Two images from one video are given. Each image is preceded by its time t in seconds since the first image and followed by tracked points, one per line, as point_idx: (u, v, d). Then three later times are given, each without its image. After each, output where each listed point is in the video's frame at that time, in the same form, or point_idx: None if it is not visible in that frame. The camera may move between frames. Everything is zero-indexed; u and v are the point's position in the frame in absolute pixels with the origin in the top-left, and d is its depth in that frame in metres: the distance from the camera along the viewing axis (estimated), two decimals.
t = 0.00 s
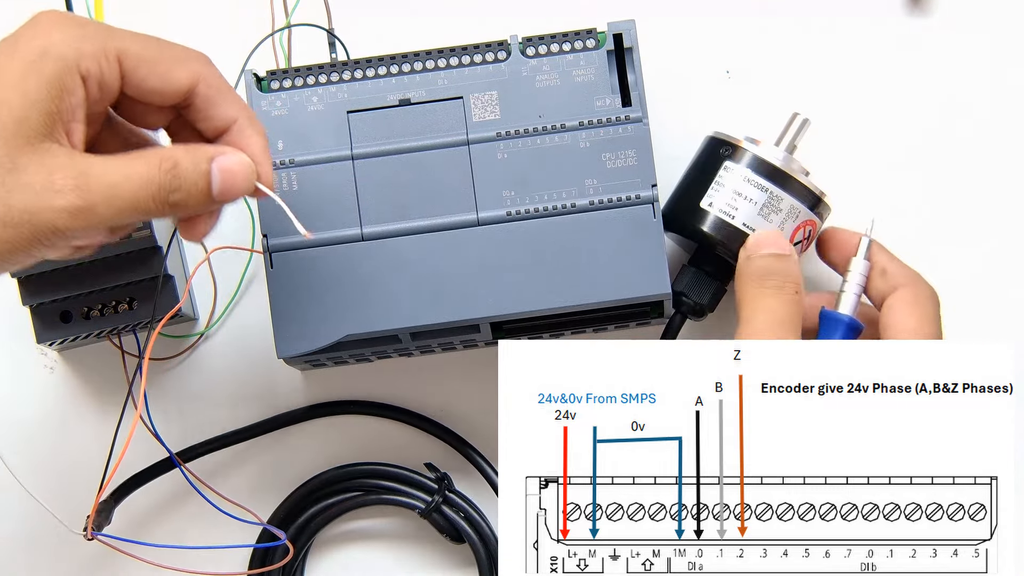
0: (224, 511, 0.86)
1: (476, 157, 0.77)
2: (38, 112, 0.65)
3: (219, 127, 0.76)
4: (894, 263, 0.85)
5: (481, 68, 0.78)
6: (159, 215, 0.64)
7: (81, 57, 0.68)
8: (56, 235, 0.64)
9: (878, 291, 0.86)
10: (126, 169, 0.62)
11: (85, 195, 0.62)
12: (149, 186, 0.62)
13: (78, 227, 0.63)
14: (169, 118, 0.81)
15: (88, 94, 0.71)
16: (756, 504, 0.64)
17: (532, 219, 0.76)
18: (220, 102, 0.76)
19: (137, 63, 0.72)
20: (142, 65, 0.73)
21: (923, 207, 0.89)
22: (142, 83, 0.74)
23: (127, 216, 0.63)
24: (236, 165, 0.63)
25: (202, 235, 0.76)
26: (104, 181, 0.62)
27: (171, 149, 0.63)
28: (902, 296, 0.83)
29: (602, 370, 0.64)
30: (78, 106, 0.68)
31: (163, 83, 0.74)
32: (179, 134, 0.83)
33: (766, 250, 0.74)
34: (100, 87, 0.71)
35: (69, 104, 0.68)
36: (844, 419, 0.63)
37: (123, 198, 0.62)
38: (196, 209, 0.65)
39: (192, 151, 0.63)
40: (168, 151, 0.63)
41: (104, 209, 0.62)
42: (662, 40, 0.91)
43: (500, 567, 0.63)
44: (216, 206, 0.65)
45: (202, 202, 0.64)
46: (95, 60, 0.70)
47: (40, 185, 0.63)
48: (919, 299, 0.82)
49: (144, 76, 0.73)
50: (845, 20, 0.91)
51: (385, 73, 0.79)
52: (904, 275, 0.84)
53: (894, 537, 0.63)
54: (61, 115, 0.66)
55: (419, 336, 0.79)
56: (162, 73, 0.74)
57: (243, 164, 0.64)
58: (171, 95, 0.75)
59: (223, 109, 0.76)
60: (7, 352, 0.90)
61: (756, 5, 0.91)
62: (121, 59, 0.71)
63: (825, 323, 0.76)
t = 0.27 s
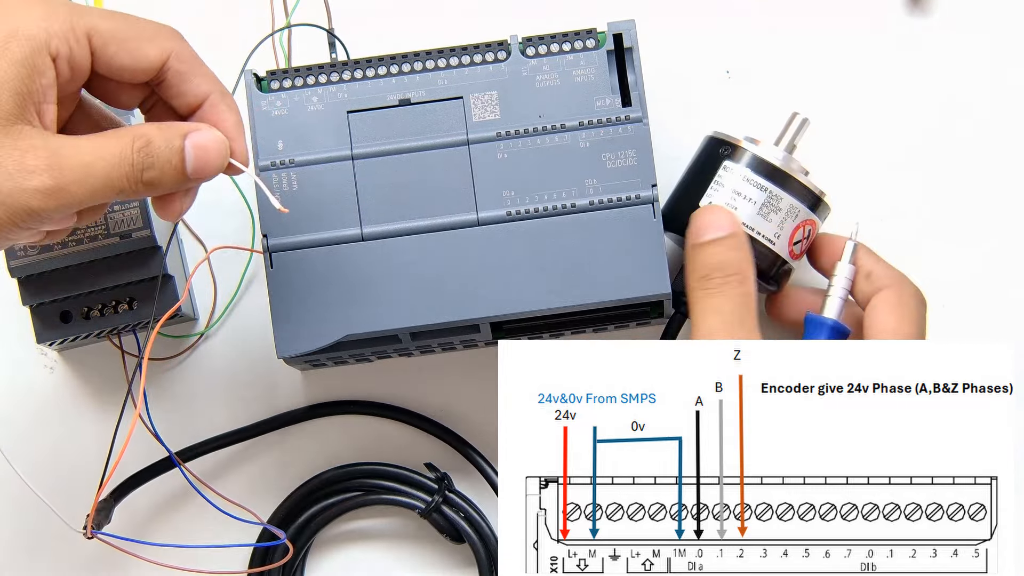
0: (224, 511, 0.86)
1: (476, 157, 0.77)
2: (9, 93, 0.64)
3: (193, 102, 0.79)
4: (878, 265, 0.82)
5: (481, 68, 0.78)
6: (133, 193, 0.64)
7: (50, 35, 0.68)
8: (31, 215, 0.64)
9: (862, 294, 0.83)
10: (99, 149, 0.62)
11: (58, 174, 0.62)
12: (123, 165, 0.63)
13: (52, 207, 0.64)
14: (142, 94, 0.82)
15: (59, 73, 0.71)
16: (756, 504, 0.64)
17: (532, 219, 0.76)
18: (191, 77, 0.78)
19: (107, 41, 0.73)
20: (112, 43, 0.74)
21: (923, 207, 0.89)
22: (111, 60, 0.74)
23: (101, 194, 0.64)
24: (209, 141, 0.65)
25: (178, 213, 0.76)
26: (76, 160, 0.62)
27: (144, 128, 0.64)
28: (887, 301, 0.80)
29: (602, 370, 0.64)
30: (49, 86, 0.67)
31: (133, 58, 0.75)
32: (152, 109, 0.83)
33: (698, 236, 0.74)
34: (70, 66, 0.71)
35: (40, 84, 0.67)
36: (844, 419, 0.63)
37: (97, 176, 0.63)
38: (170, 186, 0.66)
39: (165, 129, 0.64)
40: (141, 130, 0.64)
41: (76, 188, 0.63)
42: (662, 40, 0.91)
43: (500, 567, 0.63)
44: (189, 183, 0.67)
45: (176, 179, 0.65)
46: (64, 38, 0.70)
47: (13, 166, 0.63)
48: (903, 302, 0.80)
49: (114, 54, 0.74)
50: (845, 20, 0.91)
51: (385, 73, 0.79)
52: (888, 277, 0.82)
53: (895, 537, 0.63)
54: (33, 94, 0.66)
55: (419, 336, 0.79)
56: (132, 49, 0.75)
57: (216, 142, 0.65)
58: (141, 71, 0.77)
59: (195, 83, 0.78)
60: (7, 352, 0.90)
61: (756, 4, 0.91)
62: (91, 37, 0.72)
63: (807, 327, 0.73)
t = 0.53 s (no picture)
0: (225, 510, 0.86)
1: (474, 158, 0.77)
2: (11, 105, 0.65)
3: (194, 115, 0.78)
4: (871, 218, 0.82)
5: (480, 69, 0.78)
6: (135, 206, 0.65)
7: (52, 47, 0.69)
8: (33, 226, 0.65)
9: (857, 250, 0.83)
10: (100, 161, 0.63)
11: (60, 187, 0.63)
12: (124, 177, 0.63)
13: (54, 219, 0.64)
14: (145, 108, 0.81)
15: (61, 84, 0.71)
16: (756, 504, 0.64)
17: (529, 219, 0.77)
18: (193, 90, 0.77)
19: (109, 53, 0.73)
20: (114, 55, 0.73)
21: (923, 207, 0.89)
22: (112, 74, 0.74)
23: (103, 207, 0.64)
24: (210, 154, 0.65)
25: (179, 226, 0.76)
26: (77, 173, 0.63)
27: (145, 140, 0.64)
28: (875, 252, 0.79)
29: (602, 370, 0.64)
30: (51, 98, 0.69)
31: (135, 71, 0.75)
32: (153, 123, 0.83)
33: (680, 222, 0.77)
34: (72, 78, 0.72)
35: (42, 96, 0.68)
36: (844, 419, 0.63)
37: (98, 189, 0.63)
38: (171, 199, 0.66)
39: (166, 142, 0.64)
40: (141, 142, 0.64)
41: (78, 201, 0.63)
42: (661, 40, 0.92)
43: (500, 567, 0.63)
44: (191, 196, 0.67)
45: (178, 192, 0.65)
46: (66, 51, 0.70)
47: (15, 177, 0.64)
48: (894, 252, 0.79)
49: (116, 66, 0.74)
50: (845, 21, 0.91)
51: (384, 73, 0.79)
52: (879, 229, 0.81)
53: (895, 537, 0.63)
54: (34, 106, 0.67)
55: (416, 336, 0.79)
56: (133, 61, 0.74)
57: (217, 155, 0.65)
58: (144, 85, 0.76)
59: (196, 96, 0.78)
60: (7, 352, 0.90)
61: (756, 5, 0.92)
62: (93, 49, 0.72)
63: (798, 289, 0.77)
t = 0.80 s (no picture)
0: (232, 496, 0.86)
1: (471, 159, 0.78)
2: (18, 97, 0.66)
3: (202, 105, 0.78)
4: (873, 177, 0.81)
5: (480, 70, 0.78)
6: (144, 196, 0.66)
7: (58, 40, 0.69)
8: (43, 215, 0.66)
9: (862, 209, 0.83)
10: (109, 151, 0.64)
11: (70, 177, 0.64)
12: (132, 167, 0.64)
13: (65, 209, 0.66)
14: (153, 98, 0.81)
15: (68, 76, 0.71)
16: (757, 504, 0.64)
17: (521, 223, 0.77)
18: (201, 80, 0.77)
19: (115, 44, 0.72)
20: (120, 46, 0.73)
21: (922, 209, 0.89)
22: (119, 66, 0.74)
23: (112, 197, 0.65)
24: (219, 143, 0.66)
25: (190, 215, 0.76)
26: (87, 163, 0.64)
27: (154, 130, 0.65)
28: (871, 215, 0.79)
29: (602, 370, 0.64)
30: (58, 90, 0.69)
31: (142, 64, 0.74)
32: (162, 113, 0.83)
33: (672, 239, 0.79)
34: (79, 69, 0.71)
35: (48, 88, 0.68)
36: (844, 419, 0.63)
37: (107, 180, 0.64)
38: (180, 189, 0.67)
39: (175, 132, 0.65)
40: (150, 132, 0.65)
41: (88, 190, 0.65)
42: (661, 42, 0.92)
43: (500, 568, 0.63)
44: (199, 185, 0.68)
45: (186, 182, 0.66)
46: (72, 42, 0.70)
47: (24, 168, 0.65)
48: (891, 213, 0.78)
49: (123, 57, 0.73)
50: (843, 24, 0.92)
51: (383, 74, 0.79)
52: (880, 187, 0.80)
53: (895, 538, 0.63)
54: (42, 98, 0.67)
55: (410, 337, 0.79)
56: (140, 51, 0.74)
57: (225, 143, 0.66)
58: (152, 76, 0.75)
59: (204, 87, 0.77)
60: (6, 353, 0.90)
61: (755, 8, 0.92)
62: (99, 40, 0.71)
63: (803, 264, 0.76)
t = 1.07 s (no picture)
0: (236, 496, 0.86)
1: (471, 159, 0.78)
2: (17, 93, 0.66)
3: (201, 102, 0.78)
4: (886, 176, 0.81)
5: (480, 70, 0.78)
6: (145, 193, 0.66)
7: (58, 36, 0.69)
8: (43, 212, 0.66)
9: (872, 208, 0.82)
10: (109, 148, 0.63)
11: (69, 174, 0.64)
12: (132, 164, 0.63)
13: (65, 206, 0.66)
14: (151, 94, 0.81)
15: (67, 72, 0.71)
16: (756, 504, 0.64)
17: (522, 222, 0.77)
18: (200, 77, 0.77)
19: (114, 40, 0.73)
20: (118, 42, 0.73)
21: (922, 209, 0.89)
22: (118, 61, 0.74)
23: (112, 193, 0.65)
24: (219, 140, 0.65)
25: (190, 211, 0.76)
26: (87, 160, 0.64)
27: (154, 127, 0.64)
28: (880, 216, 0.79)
29: (602, 370, 0.64)
30: (57, 86, 0.69)
31: (141, 60, 0.74)
32: (161, 109, 0.84)
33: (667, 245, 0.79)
34: (79, 65, 0.72)
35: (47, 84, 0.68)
36: (844, 419, 0.63)
37: (107, 177, 0.64)
38: (180, 185, 0.66)
39: (174, 129, 0.64)
40: (150, 129, 0.64)
41: (88, 187, 0.64)
42: (661, 42, 0.92)
43: (500, 568, 0.63)
44: (200, 182, 0.67)
45: (186, 179, 0.66)
46: (72, 38, 0.70)
47: (23, 164, 0.65)
48: (901, 213, 0.78)
49: (123, 53, 0.73)
50: (843, 24, 0.92)
51: (382, 74, 0.79)
52: (891, 186, 0.80)
53: (895, 538, 0.63)
54: (41, 94, 0.67)
55: (410, 337, 0.79)
56: (139, 47, 0.74)
57: (225, 140, 0.65)
58: (151, 72, 0.76)
59: (203, 83, 0.77)
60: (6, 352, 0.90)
61: (755, 8, 0.92)
62: (98, 36, 0.72)
63: (808, 267, 0.76)
